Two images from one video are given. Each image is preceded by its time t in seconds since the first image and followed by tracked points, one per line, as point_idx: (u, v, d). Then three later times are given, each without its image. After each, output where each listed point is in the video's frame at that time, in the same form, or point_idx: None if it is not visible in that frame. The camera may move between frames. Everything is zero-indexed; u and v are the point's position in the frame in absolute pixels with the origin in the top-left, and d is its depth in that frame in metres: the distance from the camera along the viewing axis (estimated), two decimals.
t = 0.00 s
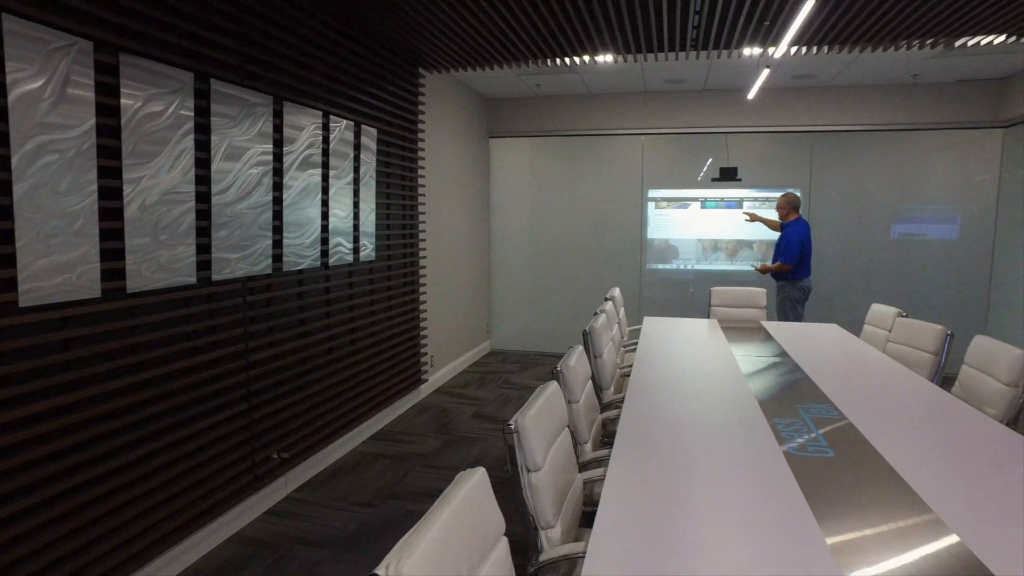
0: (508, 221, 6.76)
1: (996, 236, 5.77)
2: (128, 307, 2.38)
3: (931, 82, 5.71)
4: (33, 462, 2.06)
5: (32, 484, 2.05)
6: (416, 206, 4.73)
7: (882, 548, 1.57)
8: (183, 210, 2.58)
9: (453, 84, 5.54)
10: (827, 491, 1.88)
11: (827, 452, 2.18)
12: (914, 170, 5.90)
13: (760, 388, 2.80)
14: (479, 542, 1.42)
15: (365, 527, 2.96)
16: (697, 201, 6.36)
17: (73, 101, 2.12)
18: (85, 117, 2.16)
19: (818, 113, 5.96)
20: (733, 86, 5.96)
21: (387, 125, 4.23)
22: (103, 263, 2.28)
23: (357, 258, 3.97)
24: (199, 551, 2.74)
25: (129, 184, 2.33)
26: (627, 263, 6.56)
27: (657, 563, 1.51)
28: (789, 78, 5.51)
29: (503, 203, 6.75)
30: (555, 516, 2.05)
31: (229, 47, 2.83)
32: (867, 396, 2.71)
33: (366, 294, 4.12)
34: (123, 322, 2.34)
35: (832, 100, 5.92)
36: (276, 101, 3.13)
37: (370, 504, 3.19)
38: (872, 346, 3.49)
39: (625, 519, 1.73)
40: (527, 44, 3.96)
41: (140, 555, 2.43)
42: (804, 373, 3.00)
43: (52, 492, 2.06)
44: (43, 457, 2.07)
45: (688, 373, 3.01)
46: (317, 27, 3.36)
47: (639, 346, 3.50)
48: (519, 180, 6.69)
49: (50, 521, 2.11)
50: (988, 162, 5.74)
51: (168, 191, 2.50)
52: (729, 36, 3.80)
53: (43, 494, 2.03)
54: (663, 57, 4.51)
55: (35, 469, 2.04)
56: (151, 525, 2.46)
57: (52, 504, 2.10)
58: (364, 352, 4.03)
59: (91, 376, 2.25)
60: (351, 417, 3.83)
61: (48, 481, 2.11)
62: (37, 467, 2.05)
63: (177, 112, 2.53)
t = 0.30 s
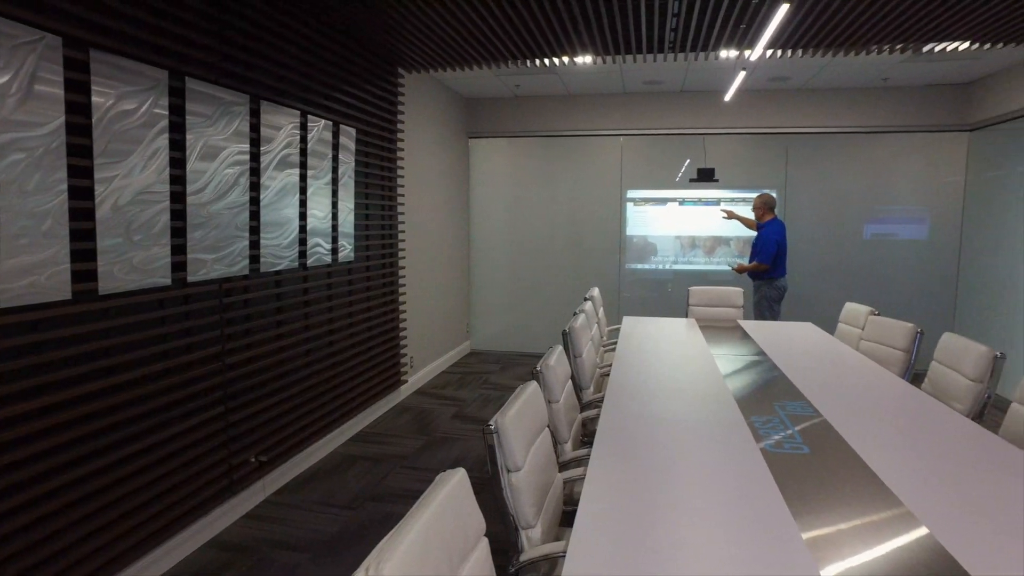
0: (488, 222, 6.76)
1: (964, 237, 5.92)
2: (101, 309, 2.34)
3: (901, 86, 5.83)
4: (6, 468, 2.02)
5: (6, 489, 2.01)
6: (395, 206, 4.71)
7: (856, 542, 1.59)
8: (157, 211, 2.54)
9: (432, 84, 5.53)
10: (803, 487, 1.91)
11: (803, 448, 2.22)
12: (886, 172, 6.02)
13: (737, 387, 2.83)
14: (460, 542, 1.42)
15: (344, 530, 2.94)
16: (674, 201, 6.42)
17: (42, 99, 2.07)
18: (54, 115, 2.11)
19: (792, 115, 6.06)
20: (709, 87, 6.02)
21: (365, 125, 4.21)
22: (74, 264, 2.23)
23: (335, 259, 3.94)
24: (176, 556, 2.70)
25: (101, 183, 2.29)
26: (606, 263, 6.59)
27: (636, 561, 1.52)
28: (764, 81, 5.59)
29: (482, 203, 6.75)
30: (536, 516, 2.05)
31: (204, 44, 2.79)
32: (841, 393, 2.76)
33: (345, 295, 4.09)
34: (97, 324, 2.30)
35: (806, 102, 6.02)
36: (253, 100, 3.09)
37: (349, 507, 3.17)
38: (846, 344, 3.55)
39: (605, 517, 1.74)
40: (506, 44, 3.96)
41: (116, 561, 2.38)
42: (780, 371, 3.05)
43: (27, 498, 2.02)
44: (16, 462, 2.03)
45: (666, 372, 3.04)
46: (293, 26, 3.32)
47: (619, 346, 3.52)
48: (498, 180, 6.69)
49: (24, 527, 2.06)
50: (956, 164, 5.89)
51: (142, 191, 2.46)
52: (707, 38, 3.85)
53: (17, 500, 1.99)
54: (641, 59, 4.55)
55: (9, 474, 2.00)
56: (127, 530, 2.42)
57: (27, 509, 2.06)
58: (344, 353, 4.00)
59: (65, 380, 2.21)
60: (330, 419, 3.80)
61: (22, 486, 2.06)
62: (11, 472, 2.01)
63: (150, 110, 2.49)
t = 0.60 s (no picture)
0: (469, 222, 6.75)
1: (935, 237, 6.04)
2: (73, 311, 2.30)
3: (874, 89, 5.93)
4: None
5: None
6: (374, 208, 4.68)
7: (830, 537, 1.62)
8: (132, 211, 2.50)
9: (411, 84, 5.51)
10: (780, 484, 1.94)
11: (780, 446, 2.25)
12: (861, 173, 6.11)
13: (715, 385, 2.86)
14: (440, 543, 1.42)
15: (324, 532, 2.91)
16: (653, 201, 6.46)
17: (10, 96, 2.02)
18: (23, 112, 2.06)
19: (769, 116, 6.13)
20: (687, 88, 6.07)
21: (344, 124, 4.18)
22: (44, 265, 2.18)
23: (313, 260, 3.91)
24: (152, 561, 2.66)
25: (73, 183, 2.25)
26: (587, 263, 6.61)
27: (615, 560, 1.52)
28: (741, 82, 5.64)
29: (463, 203, 6.73)
30: (516, 516, 2.05)
31: (179, 42, 2.75)
32: (817, 391, 2.80)
33: (323, 295, 4.07)
34: (70, 326, 2.25)
35: (782, 104, 6.09)
36: (230, 99, 3.05)
37: (328, 509, 3.14)
38: (822, 343, 3.60)
39: (583, 516, 1.74)
40: (485, 44, 3.96)
41: (91, 567, 2.34)
42: (757, 370, 3.08)
43: None
44: None
45: (645, 372, 3.06)
46: (270, 24, 3.29)
47: (598, 346, 3.53)
48: (479, 180, 6.68)
49: None
50: (928, 165, 6.00)
51: (115, 190, 2.42)
52: (684, 41, 3.88)
53: None
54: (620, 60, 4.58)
55: None
56: (103, 535, 2.38)
57: None
58: (323, 356, 3.97)
59: (37, 383, 2.17)
60: (309, 421, 3.78)
61: None
62: None
63: (124, 109, 2.45)
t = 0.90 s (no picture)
0: (450, 222, 6.73)
1: (908, 236, 6.14)
2: (45, 314, 2.25)
3: (848, 91, 6.01)
4: None
5: None
6: (353, 209, 4.66)
7: (807, 534, 1.64)
8: (104, 211, 2.45)
9: (389, 83, 5.48)
10: (756, 481, 1.96)
11: (757, 443, 2.27)
12: (836, 173, 6.20)
13: (693, 384, 2.88)
14: (420, 544, 1.41)
15: (303, 535, 2.89)
16: (632, 201, 6.49)
17: None
18: None
19: (746, 117, 6.19)
20: (664, 89, 6.11)
21: (321, 124, 4.14)
22: (14, 267, 2.13)
23: (291, 260, 3.87)
24: (129, 567, 2.61)
25: (43, 183, 2.20)
26: (567, 263, 6.63)
27: (595, 559, 1.53)
28: (719, 84, 5.69)
29: (444, 203, 6.71)
30: (497, 517, 2.05)
31: (152, 39, 2.70)
32: (792, 389, 2.83)
33: (301, 296, 4.04)
34: (43, 329, 2.21)
35: (758, 105, 6.16)
36: (206, 98, 3.01)
37: (307, 512, 3.12)
38: (798, 341, 3.64)
39: (562, 516, 1.75)
40: (464, 44, 3.95)
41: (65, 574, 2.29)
42: (734, 368, 3.11)
43: None
44: None
45: (624, 371, 3.07)
46: (246, 22, 3.26)
47: (578, 346, 3.54)
48: (460, 180, 6.66)
49: None
50: (901, 166, 6.10)
51: (88, 190, 2.37)
52: (662, 42, 3.91)
53: None
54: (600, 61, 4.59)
55: None
56: (78, 541, 2.34)
57: None
58: (301, 358, 3.94)
59: (10, 386, 2.12)
60: (287, 424, 3.74)
61: None
62: None
63: (95, 107, 2.40)
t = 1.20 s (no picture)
0: (430, 222, 6.71)
1: (881, 236, 6.24)
2: (16, 316, 2.20)
3: (823, 93, 6.10)
4: None
5: None
6: (331, 209, 4.62)
7: (785, 530, 1.65)
8: (76, 211, 2.40)
9: (368, 83, 5.45)
10: (735, 479, 1.97)
11: (735, 441, 2.29)
12: (812, 174, 6.28)
13: (672, 383, 2.90)
14: (400, 546, 1.40)
15: (282, 539, 2.86)
16: (612, 201, 6.53)
17: None
18: None
19: (724, 118, 6.25)
20: (643, 90, 6.15)
21: (299, 124, 4.11)
22: None
23: (269, 261, 3.84)
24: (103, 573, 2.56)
25: (12, 182, 2.14)
26: (548, 263, 6.64)
27: (575, 558, 1.53)
28: (697, 85, 5.73)
29: (425, 204, 6.69)
30: (478, 517, 2.05)
31: (125, 37, 2.65)
32: (770, 387, 2.86)
33: (279, 297, 4.00)
34: (13, 332, 2.16)
35: (735, 107, 6.22)
36: (181, 97, 2.97)
37: (285, 515, 3.09)
38: (775, 340, 3.68)
39: (543, 515, 1.74)
40: (443, 43, 3.93)
41: None
42: (713, 367, 3.14)
43: None
44: None
45: (603, 371, 3.08)
46: (221, 20, 3.22)
47: (558, 345, 3.55)
48: (440, 181, 6.65)
49: None
50: (875, 167, 6.20)
51: (58, 190, 2.32)
52: (639, 43, 3.93)
53: None
54: (580, 61, 4.61)
55: None
56: (50, 547, 2.29)
57: None
58: (279, 359, 3.90)
59: None
60: (265, 426, 3.71)
61: None
62: None
63: (66, 105, 2.35)
